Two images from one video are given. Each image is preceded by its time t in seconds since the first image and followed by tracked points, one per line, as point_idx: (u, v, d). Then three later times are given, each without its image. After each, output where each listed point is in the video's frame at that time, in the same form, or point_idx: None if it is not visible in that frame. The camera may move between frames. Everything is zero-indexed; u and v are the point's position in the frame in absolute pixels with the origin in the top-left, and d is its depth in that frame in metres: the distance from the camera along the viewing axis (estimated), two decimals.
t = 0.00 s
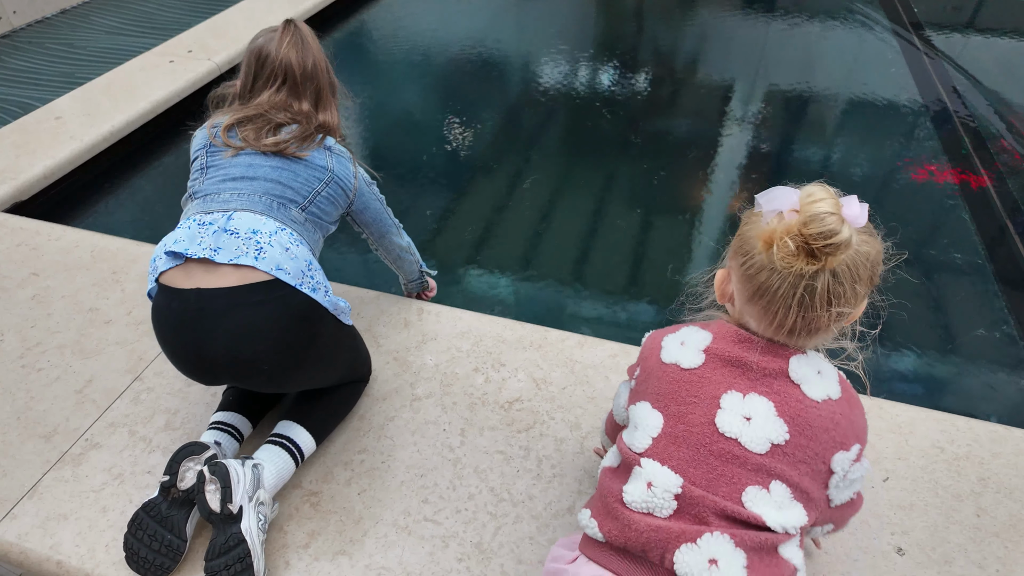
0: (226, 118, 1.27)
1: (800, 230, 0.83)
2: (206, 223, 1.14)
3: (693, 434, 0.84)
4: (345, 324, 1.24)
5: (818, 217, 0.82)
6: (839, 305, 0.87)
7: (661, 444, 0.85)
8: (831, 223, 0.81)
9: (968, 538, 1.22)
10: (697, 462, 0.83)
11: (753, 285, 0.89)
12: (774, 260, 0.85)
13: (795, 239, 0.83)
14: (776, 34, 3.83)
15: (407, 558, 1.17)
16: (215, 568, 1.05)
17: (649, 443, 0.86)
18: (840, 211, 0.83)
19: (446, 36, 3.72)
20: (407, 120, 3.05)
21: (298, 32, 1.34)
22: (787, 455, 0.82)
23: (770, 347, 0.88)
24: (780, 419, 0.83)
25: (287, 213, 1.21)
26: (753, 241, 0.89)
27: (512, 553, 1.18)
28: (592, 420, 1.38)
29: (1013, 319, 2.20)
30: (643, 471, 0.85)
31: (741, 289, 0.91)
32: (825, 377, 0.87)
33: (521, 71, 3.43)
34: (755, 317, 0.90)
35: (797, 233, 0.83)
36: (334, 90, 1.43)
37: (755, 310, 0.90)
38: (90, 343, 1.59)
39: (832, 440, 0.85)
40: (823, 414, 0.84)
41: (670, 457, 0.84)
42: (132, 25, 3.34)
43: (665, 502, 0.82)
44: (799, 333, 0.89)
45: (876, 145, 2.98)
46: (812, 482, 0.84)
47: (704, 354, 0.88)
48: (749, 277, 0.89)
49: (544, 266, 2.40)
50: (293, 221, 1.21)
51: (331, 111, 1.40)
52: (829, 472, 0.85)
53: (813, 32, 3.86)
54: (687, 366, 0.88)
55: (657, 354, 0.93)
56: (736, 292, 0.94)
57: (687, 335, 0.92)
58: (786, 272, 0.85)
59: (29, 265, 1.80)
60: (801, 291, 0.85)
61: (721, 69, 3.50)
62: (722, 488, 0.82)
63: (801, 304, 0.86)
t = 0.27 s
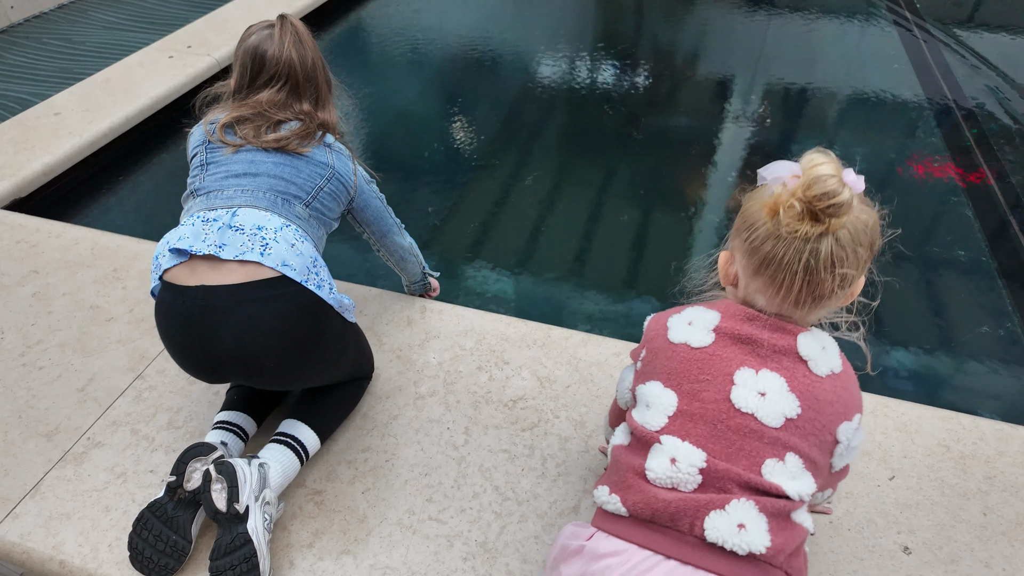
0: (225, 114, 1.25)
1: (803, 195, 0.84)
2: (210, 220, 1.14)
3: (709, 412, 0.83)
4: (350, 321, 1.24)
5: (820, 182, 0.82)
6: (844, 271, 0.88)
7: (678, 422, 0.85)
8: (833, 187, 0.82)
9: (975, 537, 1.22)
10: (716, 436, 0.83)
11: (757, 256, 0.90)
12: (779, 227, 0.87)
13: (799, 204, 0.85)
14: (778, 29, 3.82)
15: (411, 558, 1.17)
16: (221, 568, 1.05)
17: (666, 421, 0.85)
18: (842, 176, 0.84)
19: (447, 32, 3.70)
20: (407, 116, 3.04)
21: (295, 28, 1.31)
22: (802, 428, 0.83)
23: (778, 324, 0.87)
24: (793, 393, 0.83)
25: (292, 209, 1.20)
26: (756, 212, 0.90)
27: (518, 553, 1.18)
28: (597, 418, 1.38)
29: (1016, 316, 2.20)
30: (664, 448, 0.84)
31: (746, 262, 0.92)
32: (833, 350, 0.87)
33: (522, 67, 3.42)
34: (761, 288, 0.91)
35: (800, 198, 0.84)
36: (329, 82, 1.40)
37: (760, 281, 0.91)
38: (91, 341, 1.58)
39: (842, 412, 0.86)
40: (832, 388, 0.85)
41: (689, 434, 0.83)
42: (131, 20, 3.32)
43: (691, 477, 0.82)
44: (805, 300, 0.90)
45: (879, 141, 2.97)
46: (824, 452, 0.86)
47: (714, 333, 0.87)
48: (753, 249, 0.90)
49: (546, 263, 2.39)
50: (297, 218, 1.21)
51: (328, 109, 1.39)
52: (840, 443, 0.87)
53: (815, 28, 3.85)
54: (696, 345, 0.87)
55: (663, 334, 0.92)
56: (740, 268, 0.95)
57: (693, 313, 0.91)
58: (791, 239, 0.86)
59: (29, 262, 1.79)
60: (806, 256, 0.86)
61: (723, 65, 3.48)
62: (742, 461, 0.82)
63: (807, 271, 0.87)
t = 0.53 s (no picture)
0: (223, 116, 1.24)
1: (810, 163, 0.90)
2: (213, 221, 1.13)
3: (728, 393, 0.84)
4: (352, 321, 1.23)
5: (825, 149, 0.89)
6: (848, 239, 0.93)
7: (699, 405, 0.85)
8: (838, 153, 0.88)
9: (976, 534, 1.22)
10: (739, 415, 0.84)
11: (765, 228, 0.94)
12: (788, 193, 0.91)
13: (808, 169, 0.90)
14: (778, 26, 3.81)
15: (414, 556, 1.17)
16: (224, 566, 1.04)
17: (686, 405, 0.86)
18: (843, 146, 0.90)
19: (446, 28, 3.69)
20: (406, 112, 3.03)
21: (289, 25, 1.30)
22: (816, 401, 0.85)
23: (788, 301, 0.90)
24: (805, 368, 0.85)
25: (295, 209, 1.20)
26: (762, 186, 0.96)
27: (520, 550, 1.18)
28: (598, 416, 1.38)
29: (1016, 313, 2.20)
30: (690, 430, 0.85)
31: (753, 234, 0.96)
32: (836, 326, 0.91)
33: (521, 63, 3.41)
34: (768, 260, 0.96)
35: (808, 163, 0.90)
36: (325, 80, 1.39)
37: (767, 253, 0.95)
38: (91, 340, 1.57)
39: (848, 384, 0.89)
40: (838, 362, 0.89)
41: (711, 415, 0.84)
42: (129, 16, 3.30)
43: (719, 458, 0.83)
44: (810, 269, 0.94)
45: (879, 138, 2.97)
46: (835, 424, 0.88)
47: (724, 316, 0.89)
48: (761, 219, 0.95)
49: (547, 259, 2.39)
50: (300, 218, 1.21)
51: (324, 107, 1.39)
52: (846, 414, 0.90)
53: (815, 24, 3.84)
54: (708, 328, 0.89)
55: (670, 322, 0.93)
56: (746, 242, 0.98)
57: (700, 299, 0.93)
58: (799, 206, 0.91)
59: (28, 259, 1.78)
60: (814, 221, 0.91)
61: (723, 62, 3.47)
62: (766, 438, 0.83)
63: (814, 238, 0.92)
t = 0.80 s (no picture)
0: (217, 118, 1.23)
1: (772, 147, 0.97)
2: (211, 219, 1.13)
3: (709, 365, 0.88)
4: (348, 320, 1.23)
5: (785, 133, 0.96)
6: (811, 217, 0.99)
7: (682, 378, 0.89)
8: (797, 136, 0.96)
9: (970, 529, 1.23)
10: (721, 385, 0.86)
11: (734, 209, 1.01)
12: (754, 175, 0.99)
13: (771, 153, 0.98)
14: (775, 23, 3.81)
15: (410, 553, 1.17)
16: (221, 563, 1.04)
17: (670, 381, 0.90)
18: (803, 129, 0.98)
19: (442, 25, 3.69)
20: (402, 110, 3.02)
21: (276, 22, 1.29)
22: (794, 367, 0.88)
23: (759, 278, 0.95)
24: (780, 337, 0.89)
25: (293, 208, 1.20)
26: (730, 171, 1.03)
27: (516, 547, 1.18)
28: (595, 413, 1.38)
29: (1011, 310, 2.21)
30: (677, 403, 0.87)
31: (723, 216, 1.04)
32: (807, 300, 0.96)
33: (518, 61, 3.40)
34: (737, 240, 1.03)
35: (771, 147, 0.97)
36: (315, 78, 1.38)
37: (736, 234, 1.02)
38: (86, 337, 1.57)
39: (824, 351, 0.92)
40: (812, 330, 0.92)
41: (695, 387, 0.87)
42: (124, 13, 3.29)
43: (706, 426, 0.85)
44: (776, 247, 1.01)
45: (875, 135, 2.97)
46: (816, 390, 0.91)
47: (699, 294, 0.93)
48: (730, 202, 1.02)
49: (543, 257, 2.39)
50: (298, 217, 1.21)
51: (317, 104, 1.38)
52: (827, 380, 0.93)
53: (811, 22, 3.84)
54: (684, 307, 0.93)
55: (650, 306, 0.98)
56: (717, 225, 1.05)
57: (677, 283, 0.98)
58: (763, 187, 0.98)
59: (23, 258, 1.78)
60: (778, 200, 0.98)
61: (719, 59, 3.47)
62: (749, 405, 0.86)
63: (780, 216, 0.98)
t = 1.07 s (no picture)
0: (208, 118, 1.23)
1: (743, 125, 0.99)
2: (206, 215, 1.13)
3: (703, 343, 0.88)
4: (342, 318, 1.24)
5: (756, 111, 0.98)
6: (786, 193, 1.01)
7: (677, 357, 0.89)
8: (768, 112, 0.98)
9: (959, 523, 1.24)
10: (719, 363, 0.87)
11: (711, 189, 1.02)
12: (730, 154, 1.00)
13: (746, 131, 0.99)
14: (768, 21, 3.82)
15: (403, 550, 1.17)
16: (217, 560, 1.04)
17: (665, 360, 0.89)
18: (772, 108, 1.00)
19: (436, 23, 3.68)
20: (396, 107, 3.02)
21: (256, 20, 1.29)
22: (783, 341, 0.89)
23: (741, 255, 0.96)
24: (768, 313, 0.90)
25: (288, 205, 1.20)
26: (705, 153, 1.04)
27: (509, 543, 1.18)
28: (588, 410, 1.39)
29: (1001, 306, 2.23)
30: (675, 382, 0.87)
31: (701, 198, 1.04)
32: (787, 277, 0.97)
33: (512, 59, 3.40)
34: (716, 220, 1.04)
35: (745, 125, 0.99)
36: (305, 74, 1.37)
37: (715, 215, 1.03)
38: (78, 336, 1.56)
39: (808, 325, 0.94)
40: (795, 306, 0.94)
41: (691, 365, 0.87)
42: (116, 11, 3.27)
43: (706, 403, 0.86)
44: (754, 224, 1.02)
45: (867, 133, 2.98)
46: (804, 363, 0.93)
47: (687, 275, 0.94)
48: (708, 182, 1.03)
49: (537, 254, 2.39)
50: (292, 214, 1.21)
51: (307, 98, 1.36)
52: (812, 353, 0.95)
53: (804, 20, 3.85)
54: (674, 288, 0.93)
55: (639, 290, 0.98)
56: (696, 207, 1.06)
57: (664, 265, 0.98)
58: (738, 165, 1.00)
59: (14, 256, 1.77)
60: (754, 177, 0.99)
61: (712, 57, 3.48)
62: (744, 379, 0.87)
63: (756, 192, 1.00)
